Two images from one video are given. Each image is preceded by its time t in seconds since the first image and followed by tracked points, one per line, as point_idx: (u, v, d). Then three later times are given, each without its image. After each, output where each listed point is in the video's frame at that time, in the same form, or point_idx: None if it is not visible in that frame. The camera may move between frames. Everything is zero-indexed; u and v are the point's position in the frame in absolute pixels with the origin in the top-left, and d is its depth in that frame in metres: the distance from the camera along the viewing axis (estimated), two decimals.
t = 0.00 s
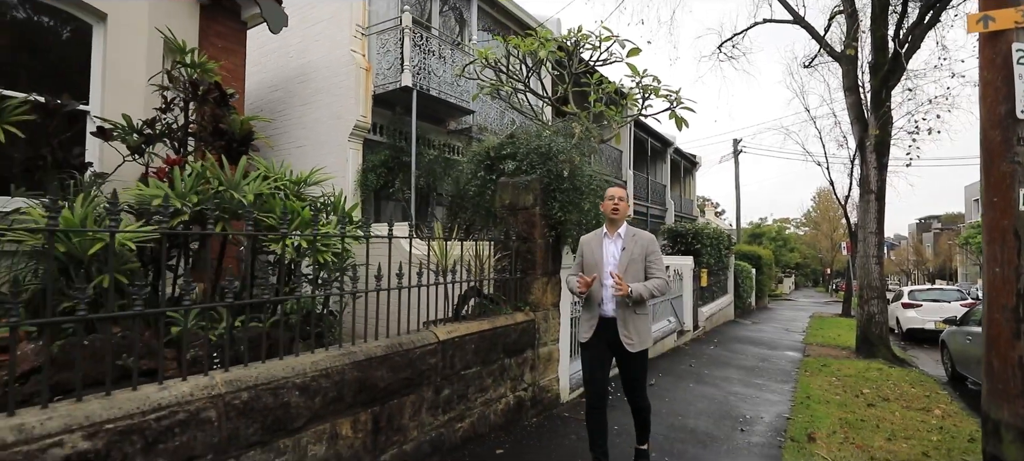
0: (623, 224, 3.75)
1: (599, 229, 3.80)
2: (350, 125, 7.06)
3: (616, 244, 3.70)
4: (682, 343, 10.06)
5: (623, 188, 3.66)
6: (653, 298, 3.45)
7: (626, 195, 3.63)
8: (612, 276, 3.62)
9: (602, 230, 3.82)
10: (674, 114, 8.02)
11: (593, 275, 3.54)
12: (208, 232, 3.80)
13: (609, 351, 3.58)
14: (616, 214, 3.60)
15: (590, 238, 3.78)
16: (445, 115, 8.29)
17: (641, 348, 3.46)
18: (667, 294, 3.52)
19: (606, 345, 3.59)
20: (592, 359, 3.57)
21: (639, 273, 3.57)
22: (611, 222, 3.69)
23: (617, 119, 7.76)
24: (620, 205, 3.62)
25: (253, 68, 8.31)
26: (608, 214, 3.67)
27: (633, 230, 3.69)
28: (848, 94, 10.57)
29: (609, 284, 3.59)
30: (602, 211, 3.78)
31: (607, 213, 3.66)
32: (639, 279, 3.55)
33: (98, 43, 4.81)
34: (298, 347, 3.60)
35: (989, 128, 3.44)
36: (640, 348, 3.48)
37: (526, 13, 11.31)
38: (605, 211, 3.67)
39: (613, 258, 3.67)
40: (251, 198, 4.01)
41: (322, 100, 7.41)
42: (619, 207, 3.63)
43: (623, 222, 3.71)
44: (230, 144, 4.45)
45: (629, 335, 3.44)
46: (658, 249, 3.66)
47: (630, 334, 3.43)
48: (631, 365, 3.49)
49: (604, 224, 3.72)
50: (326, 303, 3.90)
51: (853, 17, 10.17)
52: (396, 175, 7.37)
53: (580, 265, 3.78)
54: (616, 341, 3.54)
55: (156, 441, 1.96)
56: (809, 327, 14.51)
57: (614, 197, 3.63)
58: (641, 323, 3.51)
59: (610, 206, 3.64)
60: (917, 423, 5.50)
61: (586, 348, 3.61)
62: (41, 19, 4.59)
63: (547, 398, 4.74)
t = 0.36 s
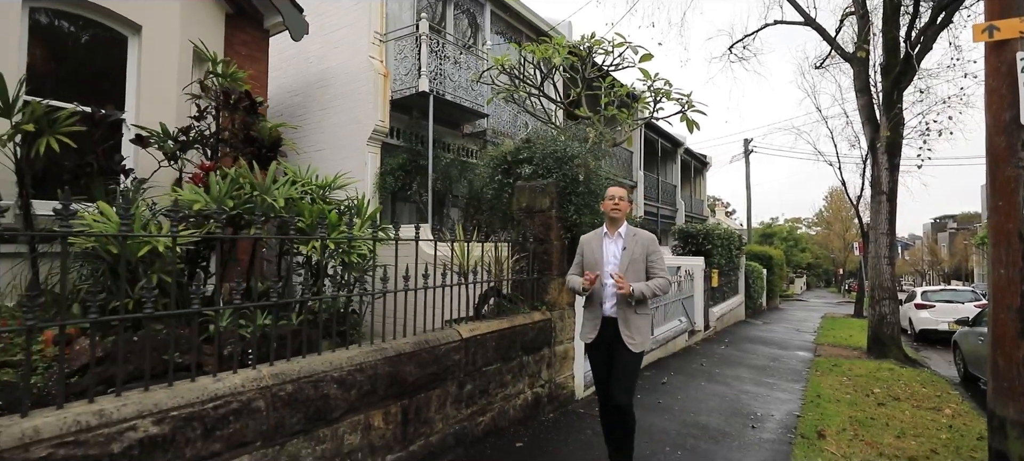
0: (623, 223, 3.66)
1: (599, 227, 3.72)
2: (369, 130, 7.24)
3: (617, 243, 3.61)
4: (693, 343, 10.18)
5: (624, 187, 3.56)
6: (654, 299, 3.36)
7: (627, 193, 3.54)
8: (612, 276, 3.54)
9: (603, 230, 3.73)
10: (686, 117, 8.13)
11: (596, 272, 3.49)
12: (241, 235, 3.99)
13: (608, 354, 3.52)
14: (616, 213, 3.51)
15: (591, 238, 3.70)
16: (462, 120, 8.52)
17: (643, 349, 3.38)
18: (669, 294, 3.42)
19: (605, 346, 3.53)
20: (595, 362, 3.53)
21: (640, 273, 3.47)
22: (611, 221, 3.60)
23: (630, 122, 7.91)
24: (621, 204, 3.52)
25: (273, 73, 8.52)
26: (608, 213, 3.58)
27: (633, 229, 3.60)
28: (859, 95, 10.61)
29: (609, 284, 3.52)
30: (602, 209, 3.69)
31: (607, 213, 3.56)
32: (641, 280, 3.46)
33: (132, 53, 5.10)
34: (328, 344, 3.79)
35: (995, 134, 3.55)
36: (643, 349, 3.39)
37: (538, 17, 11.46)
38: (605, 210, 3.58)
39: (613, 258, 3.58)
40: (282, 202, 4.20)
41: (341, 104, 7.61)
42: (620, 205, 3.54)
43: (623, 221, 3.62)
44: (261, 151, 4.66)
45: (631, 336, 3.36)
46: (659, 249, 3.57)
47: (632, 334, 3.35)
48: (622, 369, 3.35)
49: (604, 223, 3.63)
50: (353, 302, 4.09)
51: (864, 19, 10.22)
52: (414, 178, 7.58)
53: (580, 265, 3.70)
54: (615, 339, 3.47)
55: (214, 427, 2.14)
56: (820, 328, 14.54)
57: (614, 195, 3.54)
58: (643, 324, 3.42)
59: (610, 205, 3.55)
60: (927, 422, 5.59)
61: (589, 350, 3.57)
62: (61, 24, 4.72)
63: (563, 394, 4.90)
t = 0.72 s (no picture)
0: (632, 225, 3.73)
1: (608, 229, 3.81)
2: (389, 133, 7.43)
3: (625, 245, 3.69)
4: (707, 342, 10.26)
5: (632, 190, 3.64)
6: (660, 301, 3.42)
7: (635, 195, 3.62)
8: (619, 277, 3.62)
9: (612, 231, 3.82)
10: (700, 119, 8.24)
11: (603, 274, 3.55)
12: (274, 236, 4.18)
13: (615, 355, 3.59)
14: (623, 214, 3.59)
15: (600, 239, 3.80)
16: (479, 123, 8.70)
17: (650, 353, 3.43)
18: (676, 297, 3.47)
19: (613, 349, 3.60)
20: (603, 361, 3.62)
21: (647, 275, 3.53)
22: (619, 223, 3.69)
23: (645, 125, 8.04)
24: (628, 205, 3.60)
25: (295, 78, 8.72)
26: (616, 214, 3.67)
27: (641, 231, 3.67)
28: (874, 95, 10.61)
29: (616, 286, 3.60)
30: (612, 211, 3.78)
31: (615, 214, 3.66)
32: (647, 282, 3.53)
33: (167, 62, 5.35)
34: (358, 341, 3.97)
35: (1008, 138, 3.63)
36: (650, 353, 3.45)
37: (552, 19, 11.59)
38: (614, 212, 3.67)
39: (620, 259, 3.67)
40: (312, 205, 4.39)
41: (362, 108, 7.80)
42: (628, 207, 3.62)
43: (632, 223, 3.70)
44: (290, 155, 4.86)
45: (638, 340, 3.43)
46: (668, 251, 3.62)
47: (638, 338, 3.41)
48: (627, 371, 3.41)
49: (613, 225, 3.72)
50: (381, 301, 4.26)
51: (880, 18, 10.21)
52: (433, 180, 7.76)
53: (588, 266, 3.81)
54: (621, 342, 3.53)
55: (266, 415, 2.32)
56: (836, 329, 14.51)
57: (622, 197, 3.62)
58: (650, 328, 3.47)
59: (618, 207, 3.63)
60: (942, 421, 5.65)
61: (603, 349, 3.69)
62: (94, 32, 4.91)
63: (582, 391, 5.03)
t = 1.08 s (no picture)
0: (643, 218, 3.60)
1: (619, 223, 3.68)
2: (409, 136, 7.59)
3: (636, 240, 3.57)
4: (722, 342, 10.35)
5: (643, 183, 3.49)
6: (674, 299, 3.30)
7: (646, 188, 3.49)
8: (631, 273, 3.51)
9: (623, 225, 3.69)
10: (715, 121, 8.32)
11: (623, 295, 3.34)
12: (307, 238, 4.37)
13: (626, 355, 3.44)
14: (635, 209, 3.46)
15: (610, 233, 3.68)
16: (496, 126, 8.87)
17: (664, 351, 3.32)
18: (691, 294, 3.35)
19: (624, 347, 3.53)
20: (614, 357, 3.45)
21: (660, 271, 3.43)
22: (631, 217, 3.56)
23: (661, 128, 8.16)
24: (640, 200, 3.47)
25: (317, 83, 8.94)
26: (628, 209, 3.54)
27: (654, 224, 3.54)
28: (891, 96, 10.61)
29: (628, 284, 3.49)
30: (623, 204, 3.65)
31: (626, 210, 3.53)
32: (660, 278, 3.41)
33: (200, 69, 5.58)
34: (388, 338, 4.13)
35: None
36: (664, 351, 3.33)
37: (567, 22, 11.73)
38: (624, 206, 3.54)
39: (632, 255, 3.55)
40: (343, 207, 4.57)
41: (383, 112, 7.98)
42: (639, 201, 3.49)
43: (644, 216, 3.56)
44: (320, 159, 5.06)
45: (651, 338, 3.31)
46: (681, 245, 3.49)
47: (651, 335, 3.30)
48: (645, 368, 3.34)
49: (624, 219, 3.59)
50: (408, 300, 4.43)
51: (897, 19, 10.20)
52: (452, 182, 7.93)
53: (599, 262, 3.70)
54: (633, 342, 3.39)
55: (313, 406, 2.49)
56: (852, 330, 14.47)
57: (633, 191, 3.48)
58: (664, 325, 3.37)
59: (629, 201, 3.51)
60: (958, 421, 5.69)
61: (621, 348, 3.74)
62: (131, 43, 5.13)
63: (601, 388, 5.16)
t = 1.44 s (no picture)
0: (645, 218, 3.55)
1: (621, 224, 3.64)
2: (424, 139, 7.77)
3: (638, 240, 3.53)
4: (731, 341, 10.45)
5: (643, 182, 3.46)
6: (675, 299, 3.23)
7: (646, 187, 3.46)
8: (632, 274, 3.46)
9: (625, 226, 3.65)
10: (724, 123, 8.43)
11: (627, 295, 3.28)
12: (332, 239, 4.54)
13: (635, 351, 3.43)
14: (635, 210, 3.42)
15: (613, 234, 3.64)
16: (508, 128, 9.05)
17: (668, 352, 3.25)
18: (693, 294, 3.27)
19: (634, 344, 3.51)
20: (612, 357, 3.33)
21: (661, 271, 3.37)
22: (632, 217, 3.52)
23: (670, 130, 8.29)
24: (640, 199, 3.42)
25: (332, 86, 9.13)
26: (629, 209, 3.50)
27: (655, 223, 3.48)
28: (900, 97, 10.66)
29: (630, 284, 3.44)
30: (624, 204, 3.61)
31: (627, 210, 3.51)
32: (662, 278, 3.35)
33: (224, 76, 5.77)
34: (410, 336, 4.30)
35: None
36: (668, 352, 3.26)
37: (577, 24, 11.85)
38: (625, 206, 3.51)
39: (634, 255, 3.51)
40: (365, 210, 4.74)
41: (397, 115, 8.16)
42: (640, 201, 3.44)
43: (645, 216, 3.52)
44: (340, 163, 5.23)
45: (654, 338, 3.25)
46: (683, 244, 3.42)
47: (653, 336, 3.23)
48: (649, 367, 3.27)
49: (625, 220, 3.56)
50: (428, 299, 4.60)
51: (906, 20, 10.24)
52: (466, 184, 8.10)
53: (603, 264, 3.66)
54: (636, 341, 3.31)
55: (350, 397, 2.64)
56: (861, 330, 14.48)
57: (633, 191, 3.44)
58: (668, 326, 3.29)
59: (630, 201, 3.47)
60: (966, 418, 5.78)
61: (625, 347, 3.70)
62: (160, 51, 5.34)
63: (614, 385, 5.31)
